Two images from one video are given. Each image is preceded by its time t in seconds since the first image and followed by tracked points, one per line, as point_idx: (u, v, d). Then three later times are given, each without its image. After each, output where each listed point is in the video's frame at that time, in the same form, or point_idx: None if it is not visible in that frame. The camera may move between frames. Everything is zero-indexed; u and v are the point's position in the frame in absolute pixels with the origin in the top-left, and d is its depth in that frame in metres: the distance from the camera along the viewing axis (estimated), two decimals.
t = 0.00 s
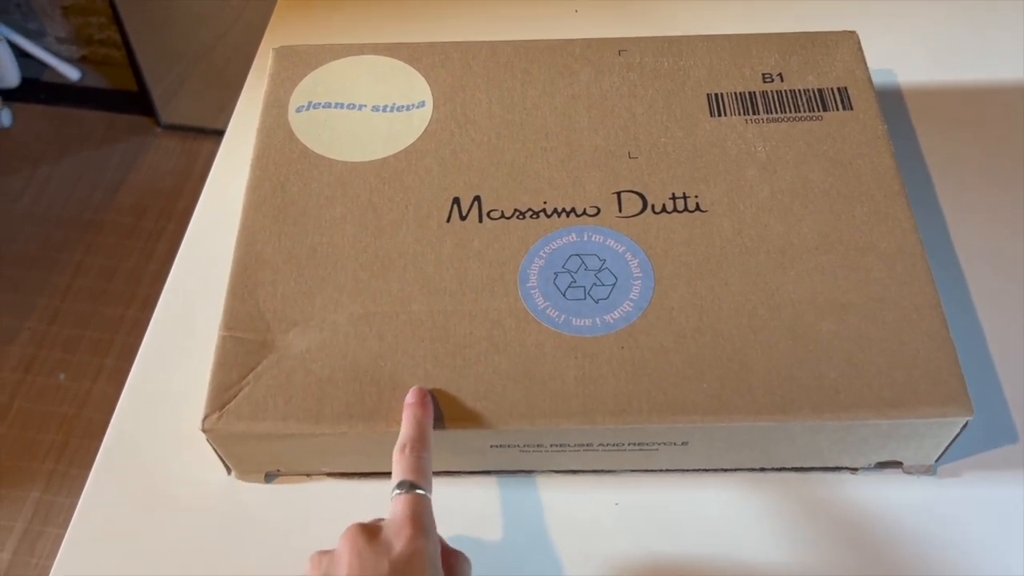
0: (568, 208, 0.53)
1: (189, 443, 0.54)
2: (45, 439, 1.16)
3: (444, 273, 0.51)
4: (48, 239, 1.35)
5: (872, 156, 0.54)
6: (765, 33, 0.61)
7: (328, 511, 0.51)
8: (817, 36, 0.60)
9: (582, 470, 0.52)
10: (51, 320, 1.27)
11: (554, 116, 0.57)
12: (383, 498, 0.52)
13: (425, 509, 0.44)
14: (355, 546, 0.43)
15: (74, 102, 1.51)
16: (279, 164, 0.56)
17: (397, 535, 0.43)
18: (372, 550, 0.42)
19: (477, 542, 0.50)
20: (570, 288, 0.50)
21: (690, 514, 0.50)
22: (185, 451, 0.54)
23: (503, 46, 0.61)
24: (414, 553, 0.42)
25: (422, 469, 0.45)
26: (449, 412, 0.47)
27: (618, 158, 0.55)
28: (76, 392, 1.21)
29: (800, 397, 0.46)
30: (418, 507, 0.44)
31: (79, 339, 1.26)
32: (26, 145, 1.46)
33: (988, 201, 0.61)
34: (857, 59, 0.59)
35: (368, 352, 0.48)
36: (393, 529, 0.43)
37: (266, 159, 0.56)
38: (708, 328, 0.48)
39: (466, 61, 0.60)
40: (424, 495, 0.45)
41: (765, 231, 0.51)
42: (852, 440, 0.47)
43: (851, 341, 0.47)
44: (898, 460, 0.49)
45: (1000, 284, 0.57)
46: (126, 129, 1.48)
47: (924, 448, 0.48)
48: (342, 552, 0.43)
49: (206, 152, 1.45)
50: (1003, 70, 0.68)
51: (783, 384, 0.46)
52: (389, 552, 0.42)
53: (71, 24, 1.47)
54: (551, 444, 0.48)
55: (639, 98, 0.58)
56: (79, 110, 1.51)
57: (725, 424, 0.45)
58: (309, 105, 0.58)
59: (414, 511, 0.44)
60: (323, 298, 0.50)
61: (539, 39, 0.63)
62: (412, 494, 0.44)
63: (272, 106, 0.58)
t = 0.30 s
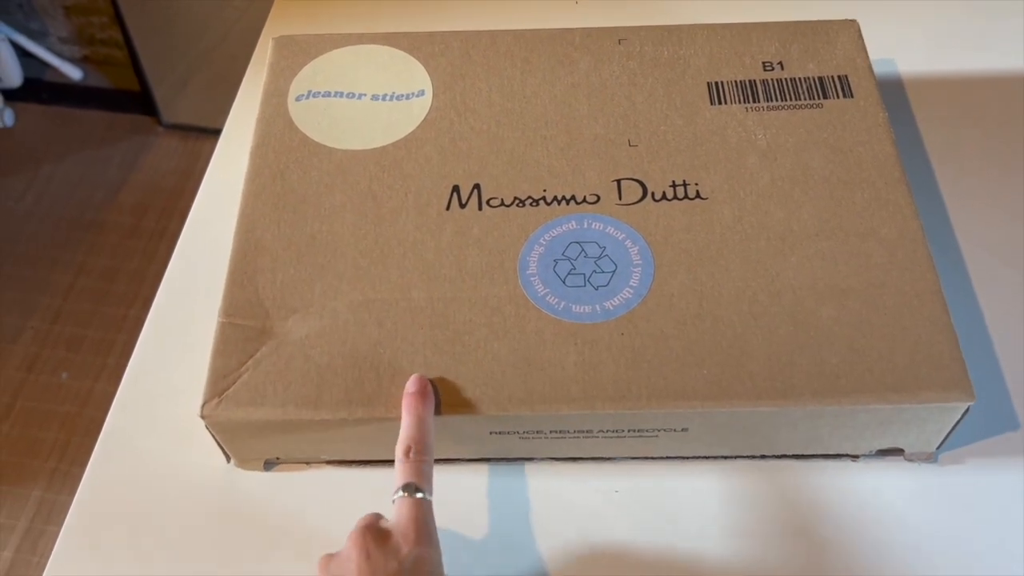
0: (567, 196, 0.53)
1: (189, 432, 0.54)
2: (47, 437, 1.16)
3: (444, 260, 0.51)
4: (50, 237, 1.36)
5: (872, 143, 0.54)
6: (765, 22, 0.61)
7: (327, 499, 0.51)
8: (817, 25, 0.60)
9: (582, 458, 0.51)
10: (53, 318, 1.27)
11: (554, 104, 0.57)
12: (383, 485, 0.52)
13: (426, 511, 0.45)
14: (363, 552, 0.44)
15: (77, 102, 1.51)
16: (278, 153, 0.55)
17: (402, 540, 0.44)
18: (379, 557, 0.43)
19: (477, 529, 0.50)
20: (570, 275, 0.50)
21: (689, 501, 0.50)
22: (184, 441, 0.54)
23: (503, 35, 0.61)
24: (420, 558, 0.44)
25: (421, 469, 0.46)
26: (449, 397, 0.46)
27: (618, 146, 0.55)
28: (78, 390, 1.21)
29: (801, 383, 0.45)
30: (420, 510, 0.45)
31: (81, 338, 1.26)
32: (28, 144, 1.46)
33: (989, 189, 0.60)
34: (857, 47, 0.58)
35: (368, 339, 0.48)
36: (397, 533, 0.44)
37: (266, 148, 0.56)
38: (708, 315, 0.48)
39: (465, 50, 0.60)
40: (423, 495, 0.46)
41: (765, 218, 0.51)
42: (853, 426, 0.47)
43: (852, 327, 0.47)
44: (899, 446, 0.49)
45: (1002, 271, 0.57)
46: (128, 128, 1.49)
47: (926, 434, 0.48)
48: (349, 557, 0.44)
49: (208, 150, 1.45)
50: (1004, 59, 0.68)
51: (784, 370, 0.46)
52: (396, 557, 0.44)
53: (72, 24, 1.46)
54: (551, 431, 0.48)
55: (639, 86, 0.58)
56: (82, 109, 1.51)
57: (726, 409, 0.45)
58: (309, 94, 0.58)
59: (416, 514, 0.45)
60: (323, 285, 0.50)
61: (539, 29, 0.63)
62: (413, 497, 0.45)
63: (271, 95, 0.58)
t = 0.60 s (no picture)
0: (576, 194, 0.53)
1: (201, 429, 0.55)
2: (54, 438, 1.17)
3: (454, 257, 0.51)
4: (57, 239, 1.36)
5: (879, 142, 0.54)
6: (772, 22, 0.61)
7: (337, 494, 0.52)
8: (823, 24, 0.60)
9: (590, 453, 0.52)
10: (60, 320, 1.28)
11: (562, 104, 0.57)
12: (392, 484, 0.52)
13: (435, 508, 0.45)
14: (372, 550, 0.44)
15: (83, 105, 1.52)
16: (289, 152, 0.56)
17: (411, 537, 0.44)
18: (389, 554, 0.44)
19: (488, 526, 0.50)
20: (579, 272, 0.50)
21: (698, 498, 0.50)
22: (194, 439, 0.54)
23: (511, 35, 0.62)
24: (430, 556, 0.44)
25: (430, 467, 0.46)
26: (459, 393, 0.47)
27: (625, 145, 0.55)
28: (84, 392, 1.21)
29: (808, 379, 0.46)
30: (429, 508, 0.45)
31: (88, 339, 1.26)
32: (36, 146, 1.47)
33: (995, 189, 0.61)
34: (863, 47, 0.59)
35: (378, 336, 0.49)
36: (407, 530, 0.45)
37: (276, 146, 0.56)
38: (716, 311, 0.48)
39: (474, 51, 0.61)
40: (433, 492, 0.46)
41: (772, 215, 0.51)
42: (860, 422, 0.47)
43: (860, 324, 0.47)
44: (906, 442, 0.49)
45: (1009, 270, 0.57)
46: (134, 131, 1.50)
47: (933, 431, 0.48)
48: (359, 555, 0.44)
49: (214, 152, 1.46)
50: (1010, 59, 0.68)
51: (792, 366, 0.46)
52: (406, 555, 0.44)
53: (78, 27, 1.48)
54: (560, 426, 0.48)
55: (646, 85, 0.58)
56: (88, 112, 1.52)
57: (734, 405, 0.46)
58: (319, 94, 0.59)
59: (425, 512, 0.45)
60: (333, 283, 0.50)
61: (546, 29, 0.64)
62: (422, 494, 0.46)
63: (281, 95, 0.59)
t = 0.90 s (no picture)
0: (577, 195, 0.53)
1: (203, 430, 0.55)
2: (55, 440, 1.17)
3: (455, 258, 0.51)
4: (59, 241, 1.37)
5: (880, 144, 0.54)
6: (773, 24, 0.61)
7: (337, 495, 0.52)
8: (824, 27, 0.60)
9: (591, 455, 0.52)
10: (62, 322, 1.28)
11: (563, 106, 0.58)
12: (393, 485, 0.52)
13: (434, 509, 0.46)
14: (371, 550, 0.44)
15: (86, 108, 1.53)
16: (291, 153, 0.56)
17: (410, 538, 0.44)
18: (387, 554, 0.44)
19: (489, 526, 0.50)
20: (580, 274, 0.50)
21: (698, 500, 0.50)
22: (196, 440, 0.54)
23: (513, 38, 0.62)
24: (430, 557, 0.44)
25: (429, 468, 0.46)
26: (460, 394, 0.47)
27: (627, 147, 0.55)
28: (86, 394, 1.21)
29: (810, 380, 0.46)
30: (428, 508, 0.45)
31: (90, 341, 1.26)
32: (38, 149, 1.47)
33: (996, 191, 0.61)
34: (864, 49, 0.59)
35: (379, 336, 0.49)
36: (407, 531, 0.45)
37: (279, 148, 0.56)
38: (718, 313, 0.48)
39: (475, 53, 0.61)
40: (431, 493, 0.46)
41: (774, 217, 0.51)
42: (861, 424, 0.47)
43: (861, 325, 0.47)
44: (907, 444, 0.49)
45: (1010, 271, 0.57)
46: (137, 134, 1.50)
47: (934, 433, 0.48)
48: (359, 555, 0.44)
49: (217, 155, 1.47)
50: (1011, 62, 0.68)
51: (793, 368, 0.46)
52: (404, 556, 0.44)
53: (82, 31, 1.48)
54: (561, 428, 0.48)
55: (648, 87, 0.58)
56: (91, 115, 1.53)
57: (735, 407, 0.46)
58: (321, 96, 0.59)
59: (425, 512, 0.45)
60: (335, 284, 0.50)
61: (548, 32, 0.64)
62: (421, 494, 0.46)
63: (283, 97, 0.59)
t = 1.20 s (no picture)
0: (574, 195, 0.53)
1: (200, 430, 0.55)
2: (56, 441, 1.17)
3: (452, 259, 0.51)
4: (60, 242, 1.37)
5: (879, 144, 0.54)
6: (772, 25, 0.61)
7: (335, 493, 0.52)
8: (823, 27, 0.60)
9: (589, 455, 0.52)
10: (63, 323, 1.28)
11: (561, 106, 0.57)
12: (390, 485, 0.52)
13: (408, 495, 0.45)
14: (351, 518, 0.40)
15: (88, 109, 1.53)
16: (288, 153, 0.56)
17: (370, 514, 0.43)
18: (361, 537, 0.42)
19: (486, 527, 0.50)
20: (577, 274, 0.50)
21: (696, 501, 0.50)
22: (193, 440, 0.54)
23: (511, 38, 0.62)
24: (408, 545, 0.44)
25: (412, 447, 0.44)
26: (456, 393, 0.46)
27: (625, 147, 0.55)
28: (87, 395, 1.21)
29: (807, 381, 0.45)
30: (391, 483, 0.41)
31: (91, 342, 1.26)
32: (40, 150, 1.48)
33: (996, 191, 0.60)
34: (863, 49, 0.59)
35: (376, 336, 0.49)
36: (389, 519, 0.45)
37: (276, 148, 0.56)
38: (715, 313, 0.48)
39: (474, 53, 0.61)
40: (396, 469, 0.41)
41: (772, 218, 0.51)
42: (859, 425, 0.47)
43: (858, 326, 0.47)
44: (906, 446, 0.49)
45: (1010, 272, 0.57)
46: (138, 135, 1.50)
47: (933, 434, 0.48)
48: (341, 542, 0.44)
49: (218, 157, 1.47)
50: (1011, 62, 0.68)
51: (791, 368, 0.46)
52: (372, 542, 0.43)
53: (83, 31, 1.48)
54: (558, 429, 0.48)
55: (646, 88, 0.58)
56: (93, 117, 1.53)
57: (733, 407, 0.45)
58: (319, 95, 0.59)
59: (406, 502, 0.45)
60: (331, 283, 0.50)
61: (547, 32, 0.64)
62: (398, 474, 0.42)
63: (281, 96, 0.59)
